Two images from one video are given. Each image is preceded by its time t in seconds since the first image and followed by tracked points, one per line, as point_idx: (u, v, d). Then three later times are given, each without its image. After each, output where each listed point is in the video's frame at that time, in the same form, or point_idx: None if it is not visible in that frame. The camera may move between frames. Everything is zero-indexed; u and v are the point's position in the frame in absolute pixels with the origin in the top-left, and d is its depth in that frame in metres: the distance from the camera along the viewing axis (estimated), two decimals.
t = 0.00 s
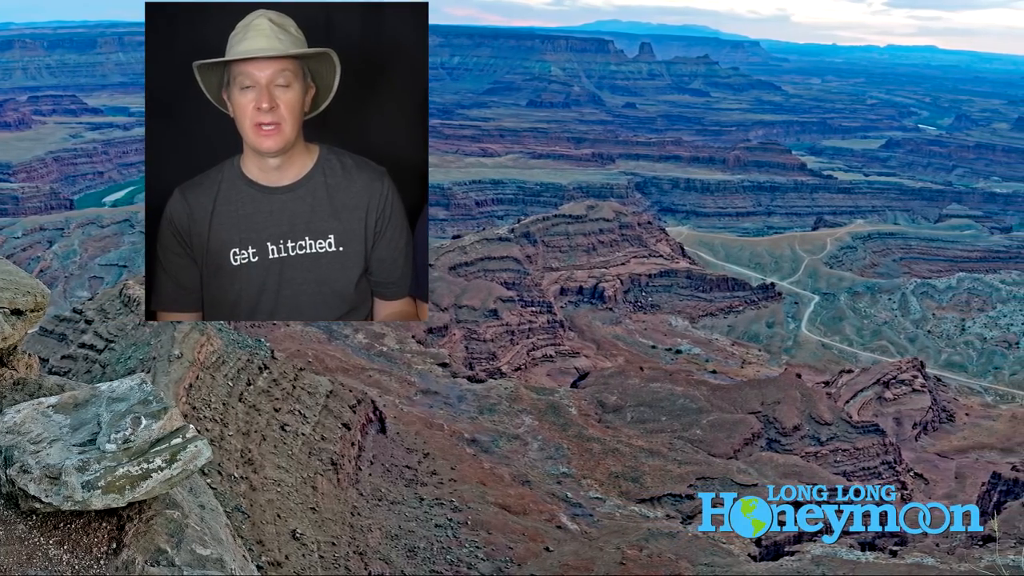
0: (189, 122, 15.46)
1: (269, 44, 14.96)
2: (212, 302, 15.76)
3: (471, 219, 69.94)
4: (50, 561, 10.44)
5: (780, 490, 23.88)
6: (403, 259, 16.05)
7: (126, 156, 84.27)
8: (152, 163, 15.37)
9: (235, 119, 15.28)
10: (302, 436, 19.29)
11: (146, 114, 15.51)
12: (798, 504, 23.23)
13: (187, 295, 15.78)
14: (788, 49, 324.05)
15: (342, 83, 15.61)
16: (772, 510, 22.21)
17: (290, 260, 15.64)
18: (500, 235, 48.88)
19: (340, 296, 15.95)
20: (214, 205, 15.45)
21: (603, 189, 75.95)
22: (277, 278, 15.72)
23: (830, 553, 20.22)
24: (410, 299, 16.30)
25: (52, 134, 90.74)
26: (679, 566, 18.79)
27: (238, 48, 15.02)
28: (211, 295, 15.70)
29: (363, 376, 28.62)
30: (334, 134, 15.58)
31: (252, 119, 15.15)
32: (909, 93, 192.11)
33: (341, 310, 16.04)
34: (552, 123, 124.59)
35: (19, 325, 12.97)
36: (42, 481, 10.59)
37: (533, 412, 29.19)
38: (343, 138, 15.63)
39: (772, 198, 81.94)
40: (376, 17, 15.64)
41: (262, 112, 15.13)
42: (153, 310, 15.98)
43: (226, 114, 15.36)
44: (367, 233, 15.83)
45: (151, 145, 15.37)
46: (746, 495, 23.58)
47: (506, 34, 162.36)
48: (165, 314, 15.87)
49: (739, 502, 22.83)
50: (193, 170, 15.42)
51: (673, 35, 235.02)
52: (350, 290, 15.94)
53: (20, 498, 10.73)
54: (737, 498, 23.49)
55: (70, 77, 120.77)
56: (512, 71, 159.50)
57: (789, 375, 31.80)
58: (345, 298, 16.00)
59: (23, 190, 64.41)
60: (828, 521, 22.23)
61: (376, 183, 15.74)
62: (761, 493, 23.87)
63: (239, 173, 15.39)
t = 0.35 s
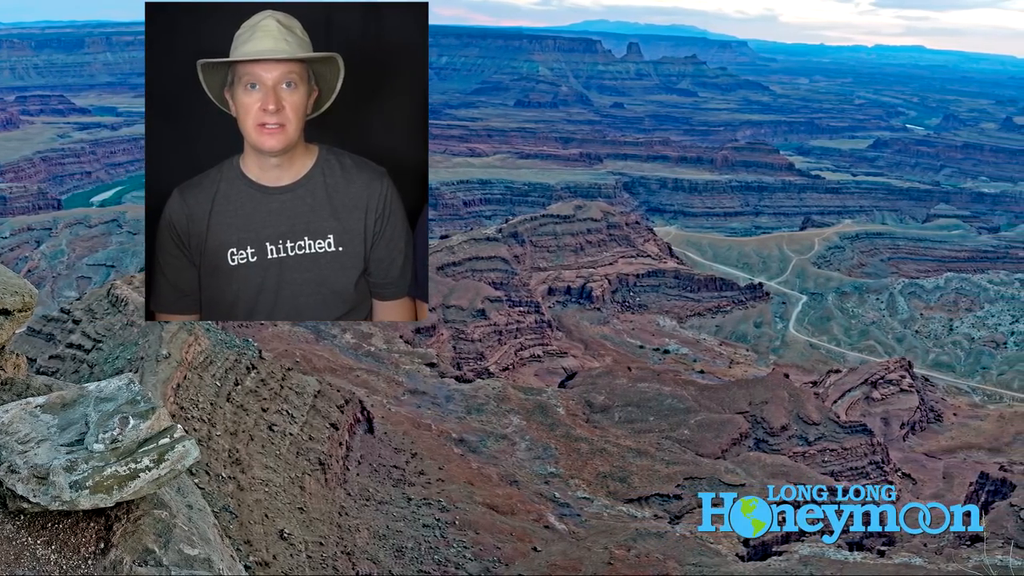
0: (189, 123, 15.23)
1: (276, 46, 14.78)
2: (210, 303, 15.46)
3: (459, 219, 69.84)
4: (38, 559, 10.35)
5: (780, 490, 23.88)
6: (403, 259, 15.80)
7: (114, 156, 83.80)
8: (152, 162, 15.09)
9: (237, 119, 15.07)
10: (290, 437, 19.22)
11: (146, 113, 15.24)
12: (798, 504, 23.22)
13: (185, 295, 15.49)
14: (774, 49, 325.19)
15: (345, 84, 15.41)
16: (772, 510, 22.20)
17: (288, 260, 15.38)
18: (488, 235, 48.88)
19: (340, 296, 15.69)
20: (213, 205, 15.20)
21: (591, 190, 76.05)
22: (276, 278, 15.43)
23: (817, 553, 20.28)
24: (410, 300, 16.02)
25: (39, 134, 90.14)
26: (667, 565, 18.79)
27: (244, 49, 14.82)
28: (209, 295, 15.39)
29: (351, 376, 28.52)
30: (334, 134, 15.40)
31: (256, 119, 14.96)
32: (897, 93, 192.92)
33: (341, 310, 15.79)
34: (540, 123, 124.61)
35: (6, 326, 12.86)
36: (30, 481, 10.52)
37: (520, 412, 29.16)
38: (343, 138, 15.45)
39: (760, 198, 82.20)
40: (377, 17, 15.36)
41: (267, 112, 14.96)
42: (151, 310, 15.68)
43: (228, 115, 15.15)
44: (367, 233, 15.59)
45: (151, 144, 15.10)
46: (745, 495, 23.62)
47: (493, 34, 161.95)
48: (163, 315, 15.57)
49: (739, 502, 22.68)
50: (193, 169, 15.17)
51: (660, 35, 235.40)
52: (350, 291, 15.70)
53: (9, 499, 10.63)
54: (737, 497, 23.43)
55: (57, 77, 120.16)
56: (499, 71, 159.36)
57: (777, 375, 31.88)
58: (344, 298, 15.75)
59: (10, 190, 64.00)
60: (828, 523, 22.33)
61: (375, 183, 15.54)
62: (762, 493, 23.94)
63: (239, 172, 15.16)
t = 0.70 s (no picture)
0: (188, 124, 15.57)
1: (272, 47, 15.15)
2: (210, 303, 15.82)
3: (447, 219, 69.72)
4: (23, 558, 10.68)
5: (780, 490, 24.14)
6: (402, 259, 16.13)
7: (102, 156, 83.37)
8: (151, 164, 15.47)
9: (234, 121, 15.42)
10: (278, 437, 19.13)
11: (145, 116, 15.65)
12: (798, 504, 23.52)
13: (185, 296, 15.83)
14: (763, 48, 326.15)
15: (344, 83, 15.74)
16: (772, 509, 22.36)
17: (287, 261, 15.76)
18: (476, 235, 48.89)
19: (339, 296, 16.05)
20: (211, 206, 15.57)
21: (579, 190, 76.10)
22: (276, 279, 15.81)
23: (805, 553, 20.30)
24: (410, 299, 16.42)
25: (27, 134, 89.56)
26: (655, 566, 18.78)
27: (240, 49, 15.18)
28: (208, 295, 15.76)
29: (339, 376, 28.44)
30: (334, 134, 15.72)
31: (253, 121, 15.31)
32: (885, 93, 193.53)
33: (340, 310, 16.14)
34: (527, 123, 124.56)
35: None
36: (17, 482, 11.00)
37: (508, 412, 29.13)
38: (342, 137, 15.75)
39: (747, 199, 82.49)
40: (376, 17, 15.69)
41: (265, 113, 15.32)
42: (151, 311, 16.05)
43: (225, 116, 15.50)
44: (365, 232, 15.92)
45: (150, 146, 15.49)
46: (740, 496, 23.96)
47: (480, 34, 161.00)
48: (163, 316, 15.94)
49: (739, 502, 22.98)
50: (191, 171, 15.54)
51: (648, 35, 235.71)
52: (349, 290, 16.06)
53: None
54: (737, 498, 23.78)
55: (45, 77, 119.62)
56: (487, 71, 159.03)
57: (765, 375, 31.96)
58: (344, 298, 16.10)
59: None
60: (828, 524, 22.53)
61: (373, 182, 15.84)
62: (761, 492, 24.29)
63: (236, 173, 15.51)
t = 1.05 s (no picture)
0: (187, 122, 15.04)
1: (268, 44, 14.66)
2: (209, 303, 15.33)
3: (435, 219, 69.63)
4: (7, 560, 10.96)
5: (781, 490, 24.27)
6: (403, 259, 15.64)
7: (90, 155, 83.01)
8: (150, 163, 14.98)
9: (233, 121, 14.93)
10: (265, 437, 19.06)
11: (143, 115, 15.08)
12: (799, 504, 23.72)
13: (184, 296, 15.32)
14: (751, 49, 327.27)
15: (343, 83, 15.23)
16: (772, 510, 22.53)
17: (287, 260, 15.24)
18: (463, 235, 48.91)
19: (341, 296, 15.52)
20: (212, 206, 15.09)
21: (567, 190, 76.17)
22: (276, 279, 15.29)
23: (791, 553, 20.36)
24: (411, 299, 15.90)
25: (14, 134, 88.99)
26: (642, 566, 18.78)
27: (237, 47, 14.71)
28: (209, 295, 15.27)
29: (327, 376, 28.31)
30: (333, 134, 15.22)
31: (252, 120, 14.84)
32: (872, 93, 194.51)
33: (341, 310, 15.61)
34: (515, 123, 124.59)
35: None
36: (5, 482, 11.24)
37: (495, 412, 29.07)
38: (341, 138, 15.27)
39: (734, 199, 82.78)
40: (377, 15, 15.16)
41: (263, 110, 14.85)
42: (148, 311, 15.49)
43: (224, 116, 14.99)
44: (365, 233, 15.42)
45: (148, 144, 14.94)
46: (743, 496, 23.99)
47: (469, 34, 160.95)
48: (161, 315, 15.40)
49: (739, 502, 23.15)
50: (191, 170, 15.05)
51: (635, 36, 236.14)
52: (350, 291, 15.54)
53: None
54: (737, 498, 23.98)
55: (32, 77, 119.06)
56: (474, 71, 158.87)
57: (754, 375, 31.99)
58: (345, 299, 15.58)
59: None
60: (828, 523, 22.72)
61: (374, 182, 15.35)
62: (762, 494, 24.39)
63: (235, 173, 15.02)
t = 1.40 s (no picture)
0: (188, 124, 15.49)
1: (275, 51, 15.12)
2: (210, 304, 15.72)
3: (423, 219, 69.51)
4: None
5: (781, 490, 24.44)
6: (402, 259, 16.02)
7: (77, 155, 82.62)
8: (150, 166, 15.41)
9: (234, 123, 15.35)
10: (253, 436, 18.98)
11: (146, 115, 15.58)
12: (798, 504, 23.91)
13: (184, 298, 15.70)
14: (739, 49, 327.96)
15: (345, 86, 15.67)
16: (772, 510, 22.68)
17: (286, 261, 15.65)
18: (451, 235, 48.89)
19: (339, 297, 15.90)
20: (211, 207, 15.50)
21: (555, 190, 76.17)
22: (276, 280, 15.70)
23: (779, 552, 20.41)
24: (411, 299, 16.27)
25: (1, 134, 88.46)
26: (630, 566, 18.76)
27: (242, 51, 15.12)
28: (208, 297, 15.66)
29: (315, 376, 28.22)
30: (333, 133, 15.61)
31: (252, 124, 15.23)
32: (860, 92, 195.19)
33: (341, 311, 16.00)
34: (503, 123, 124.50)
35: None
36: None
37: (483, 412, 29.05)
38: (341, 139, 15.66)
39: (722, 199, 82.99)
40: (377, 18, 15.69)
41: (264, 117, 15.23)
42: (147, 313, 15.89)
43: (227, 118, 15.42)
44: (365, 233, 15.81)
45: (149, 146, 15.41)
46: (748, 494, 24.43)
47: (457, 34, 160.57)
48: (161, 316, 15.77)
49: (739, 501, 23.11)
50: (191, 171, 15.47)
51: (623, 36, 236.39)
52: (349, 291, 15.92)
53: None
54: (737, 498, 23.95)
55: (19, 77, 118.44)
56: (463, 71, 158.71)
57: (742, 375, 32.05)
58: (344, 300, 15.95)
59: None
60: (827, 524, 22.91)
61: (372, 182, 15.75)
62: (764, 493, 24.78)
63: (235, 175, 15.44)
